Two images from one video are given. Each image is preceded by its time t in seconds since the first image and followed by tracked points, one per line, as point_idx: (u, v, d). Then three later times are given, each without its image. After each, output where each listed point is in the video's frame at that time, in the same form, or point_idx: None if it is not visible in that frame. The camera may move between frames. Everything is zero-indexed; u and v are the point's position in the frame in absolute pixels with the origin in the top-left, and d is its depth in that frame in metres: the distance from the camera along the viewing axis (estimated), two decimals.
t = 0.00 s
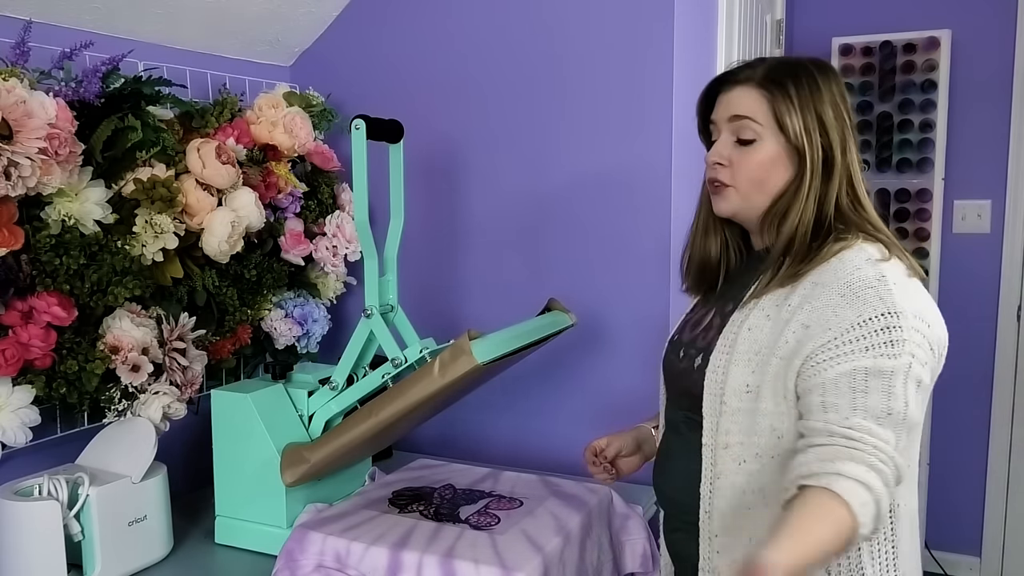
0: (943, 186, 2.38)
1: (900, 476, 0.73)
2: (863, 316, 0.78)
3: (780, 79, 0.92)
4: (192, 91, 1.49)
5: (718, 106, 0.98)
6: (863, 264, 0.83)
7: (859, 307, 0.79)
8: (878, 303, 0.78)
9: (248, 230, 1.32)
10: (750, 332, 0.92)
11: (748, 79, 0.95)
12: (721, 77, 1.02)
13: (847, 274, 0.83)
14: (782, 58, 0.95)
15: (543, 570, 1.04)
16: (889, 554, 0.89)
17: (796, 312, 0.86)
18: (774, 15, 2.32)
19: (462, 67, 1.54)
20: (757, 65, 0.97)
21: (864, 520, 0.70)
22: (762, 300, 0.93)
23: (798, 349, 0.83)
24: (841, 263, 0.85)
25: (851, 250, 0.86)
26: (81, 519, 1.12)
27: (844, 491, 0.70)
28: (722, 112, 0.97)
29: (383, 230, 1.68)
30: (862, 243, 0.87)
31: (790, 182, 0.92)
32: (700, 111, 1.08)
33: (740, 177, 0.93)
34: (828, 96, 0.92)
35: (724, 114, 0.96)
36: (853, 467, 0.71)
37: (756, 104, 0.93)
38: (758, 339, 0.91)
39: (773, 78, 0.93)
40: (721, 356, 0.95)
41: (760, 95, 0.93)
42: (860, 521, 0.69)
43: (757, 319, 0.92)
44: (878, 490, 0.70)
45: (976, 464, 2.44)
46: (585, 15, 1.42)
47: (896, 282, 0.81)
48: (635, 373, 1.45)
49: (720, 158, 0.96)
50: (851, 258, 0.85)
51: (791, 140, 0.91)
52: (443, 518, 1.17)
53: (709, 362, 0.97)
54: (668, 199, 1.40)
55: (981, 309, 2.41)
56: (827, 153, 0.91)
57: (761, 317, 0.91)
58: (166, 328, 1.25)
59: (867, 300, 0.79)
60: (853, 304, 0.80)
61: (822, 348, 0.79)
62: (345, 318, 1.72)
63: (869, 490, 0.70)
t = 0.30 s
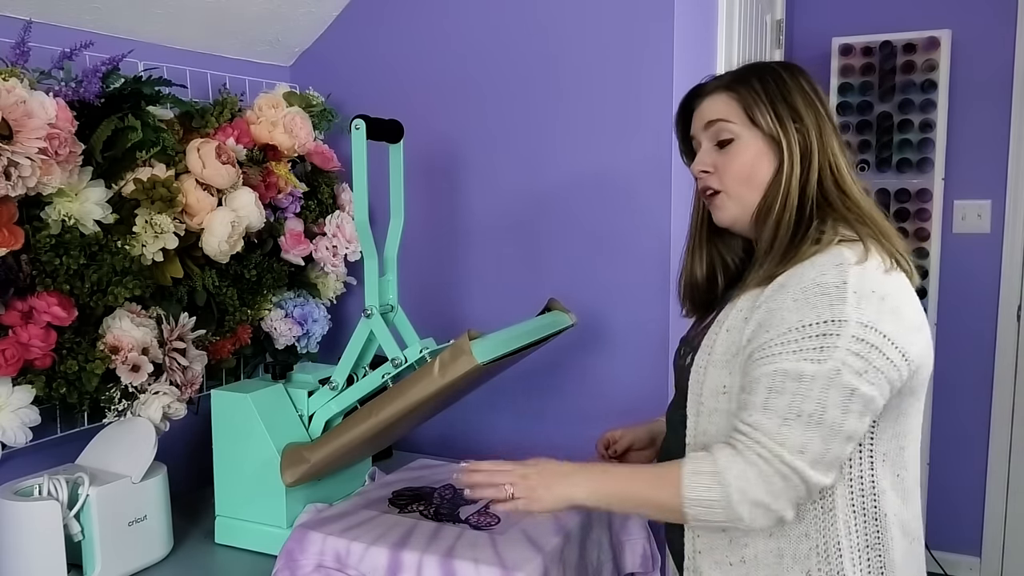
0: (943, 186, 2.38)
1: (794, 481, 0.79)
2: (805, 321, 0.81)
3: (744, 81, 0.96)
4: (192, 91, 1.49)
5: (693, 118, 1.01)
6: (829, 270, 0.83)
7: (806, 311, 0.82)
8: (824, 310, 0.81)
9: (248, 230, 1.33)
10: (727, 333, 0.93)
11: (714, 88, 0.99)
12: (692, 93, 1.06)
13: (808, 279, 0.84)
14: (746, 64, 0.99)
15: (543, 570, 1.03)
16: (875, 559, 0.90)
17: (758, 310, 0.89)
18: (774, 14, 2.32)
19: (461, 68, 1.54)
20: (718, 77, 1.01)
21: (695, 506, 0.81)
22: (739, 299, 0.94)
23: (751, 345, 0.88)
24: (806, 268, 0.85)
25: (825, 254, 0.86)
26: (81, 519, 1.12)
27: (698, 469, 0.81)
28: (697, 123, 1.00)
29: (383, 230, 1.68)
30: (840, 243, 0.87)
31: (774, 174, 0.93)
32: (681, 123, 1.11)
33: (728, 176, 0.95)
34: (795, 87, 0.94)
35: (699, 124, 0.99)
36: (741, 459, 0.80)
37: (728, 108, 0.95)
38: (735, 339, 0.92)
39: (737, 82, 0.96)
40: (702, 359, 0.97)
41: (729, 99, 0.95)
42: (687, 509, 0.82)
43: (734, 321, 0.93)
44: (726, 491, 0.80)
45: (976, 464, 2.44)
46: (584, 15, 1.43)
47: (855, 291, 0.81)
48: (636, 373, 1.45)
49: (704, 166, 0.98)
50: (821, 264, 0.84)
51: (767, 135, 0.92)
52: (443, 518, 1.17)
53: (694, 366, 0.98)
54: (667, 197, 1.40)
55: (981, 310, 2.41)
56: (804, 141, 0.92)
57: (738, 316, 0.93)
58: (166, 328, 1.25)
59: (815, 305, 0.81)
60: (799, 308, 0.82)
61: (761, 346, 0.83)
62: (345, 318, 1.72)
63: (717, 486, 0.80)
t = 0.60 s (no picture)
0: (943, 186, 2.38)
1: (744, 473, 0.81)
2: (765, 315, 0.82)
3: (735, 84, 0.95)
4: (192, 91, 1.49)
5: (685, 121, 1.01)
6: (796, 267, 0.84)
7: (769, 306, 0.83)
8: (783, 306, 0.82)
9: (248, 230, 1.33)
10: (708, 332, 0.93)
11: (704, 92, 0.98)
12: (681, 97, 1.05)
13: (776, 277, 0.85)
14: (739, 65, 0.98)
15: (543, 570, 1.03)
16: (862, 559, 0.91)
17: (733, 308, 0.90)
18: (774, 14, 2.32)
19: (461, 68, 1.54)
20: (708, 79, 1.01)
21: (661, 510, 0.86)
22: (718, 300, 0.94)
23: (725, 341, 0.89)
24: (776, 268, 0.86)
25: (799, 252, 0.86)
26: (81, 519, 1.12)
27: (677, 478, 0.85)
28: (688, 125, 0.99)
29: (382, 230, 1.68)
30: (816, 242, 0.88)
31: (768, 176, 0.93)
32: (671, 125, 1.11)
33: (721, 180, 0.95)
34: (786, 89, 0.94)
35: (692, 126, 0.98)
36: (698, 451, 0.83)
37: (720, 112, 0.95)
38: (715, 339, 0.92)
39: (728, 85, 0.96)
40: (688, 357, 0.95)
41: (720, 102, 0.95)
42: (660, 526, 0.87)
43: (714, 319, 0.93)
44: (675, 483, 0.84)
45: (976, 464, 2.44)
46: (584, 16, 1.43)
47: (819, 288, 0.82)
48: (636, 374, 1.45)
49: (697, 170, 0.98)
50: (790, 262, 0.86)
51: (757, 139, 0.92)
52: (443, 518, 1.17)
53: (680, 367, 0.97)
54: (666, 198, 1.40)
55: (981, 310, 2.41)
56: (795, 143, 0.92)
57: (716, 313, 0.93)
58: (166, 328, 1.25)
59: (777, 301, 0.82)
60: (762, 303, 0.83)
61: (727, 342, 0.85)
62: (345, 318, 1.72)
63: (669, 482, 0.85)
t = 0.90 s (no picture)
0: (943, 186, 2.38)
1: (793, 467, 0.80)
2: (803, 308, 0.82)
3: (766, 81, 0.95)
4: (192, 91, 1.49)
5: (706, 112, 1.00)
6: (827, 258, 0.84)
7: (805, 298, 0.83)
8: (823, 297, 0.81)
9: (248, 230, 1.33)
10: (733, 335, 0.93)
11: (732, 83, 0.97)
12: (698, 89, 1.05)
13: (808, 269, 0.85)
14: (762, 59, 0.98)
15: (543, 570, 1.04)
16: (890, 554, 0.90)
17: (762, 305, 0.90)
18: (774, 15, 2.32)
19: (460, 67, 1.54)
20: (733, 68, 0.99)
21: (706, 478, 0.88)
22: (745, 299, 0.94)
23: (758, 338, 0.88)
24: (808, 260, 0.86)
25: (825, 247, 0.86)
26: (81, 519, 1.12)
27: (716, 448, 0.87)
28: (712, 117, 0.98)
29: (382, 230, 1.68)
30: (842, 237, 0.87)
31: (786, 179, 0.93)
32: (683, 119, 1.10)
33: (743, 176, 0.94)
34: (810, 93, 0.95)
35: (716, 118, 0.97)
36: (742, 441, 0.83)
37: (750, 108, 0.94)
38: (740, 341, 0.92)
39: (757, 81, 0.95)
40: (708, 360, 0.95)
41: (753, 97, 0.94)
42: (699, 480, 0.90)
43: (740, 321, 0.93)
44: (724, 474, 0.84)
45: (976, 464, 2.44)
46: (584, 16, 1.43)
47: (855, 279, 0.82)
48: (634, 374, 1.45)
49: (716, 162, 0.96)
50: (820, 254, 0.86)
51: (787, 139, 0.93)
52: (443, 518, 1.17)
53: (698, 369, 0.97)
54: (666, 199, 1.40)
55: (981, 310, 2.41)
56: (818, 148, 0.93)
57: (743, 316, 0.93)
58: (166, 328, 1.25)
59: (815, 292, 0.82)
60: (800, 295, 0.83)
61: (766, 337, 0.85)
62: (345, 318, 1.72)
63: (718, 471, 0.86)
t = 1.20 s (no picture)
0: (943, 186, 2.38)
1: (890, 476, 0.80)
2: (884, 316, 0.82)
3: (789, 78, 0.97)
4: (193, 91, 1.49)
5: (726, 109, 1.01)
6: (891, 263, 0.86)
7: (882, 305, 0.83)
8: (900, 304, 0.82)
9: (248, 230, 1.33)
10: (788, 338, 0.91)
11: (755, 80, 0.99)
12: (713, 86, 1.06)
13: (875, 274, 0.85)
14: (781, 58, 1.01)
15: (543, 570, 1.04)
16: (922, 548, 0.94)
17: (823, 310, 0.88)
18: (774, 15, 2.32)
19: (460, 67, 1.54)
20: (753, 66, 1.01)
21: (786, 497, 0.84)
22: (792, 301, 0.92)
23: (823, 343, 0.87)
24: (869, 263, 0.87)
25: (878, 248, 0.88)
26: (81, 519, 1.12)
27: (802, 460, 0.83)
28: (734, 113, 1.00)
29: (383, 230, 1.68)
30: (886, 240, 0.90)
31: (805, 179, 0.96)
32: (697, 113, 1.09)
33: (768, 173, 0.95)
34: (827, 94, 0.98)
35: (738, 114, 0.99)
36: (831, 455, 0.81)
37: (776, 103, 0.97)
38: (793, 345, 0.91)
39: (781, 79, 0.98)
40: (760, 365, 0.92)
41: (779, 94, 0.97)
42: (778, 497, 0.85)
43: (793, 323, 0.91)
44: (817, 488, 0.82)
45: (976, 464, 2.44)
46: (583, 15, 1.43)
47: (923, 284, 0.84)
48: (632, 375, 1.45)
49: (740, 159, 0.97)
50: (879, 258, 0.87)
51: (811, 136, 0.95)
52: (443, 518, 1.17)
53: (744, 377, 0.93)
54: (667, 200, 1.40)
55: (980, 310, 2.41)
56: (835, 151, 0.96)
57: (798, 321, 0.91)
58: (166, 328, 1.25)
59: (891, 299, 0.83)
60: (877, 303, 0.83)
61: (843, 345, 0.84)
62: (345, 318, 1.72)
63: (807, 482, 0.83)
